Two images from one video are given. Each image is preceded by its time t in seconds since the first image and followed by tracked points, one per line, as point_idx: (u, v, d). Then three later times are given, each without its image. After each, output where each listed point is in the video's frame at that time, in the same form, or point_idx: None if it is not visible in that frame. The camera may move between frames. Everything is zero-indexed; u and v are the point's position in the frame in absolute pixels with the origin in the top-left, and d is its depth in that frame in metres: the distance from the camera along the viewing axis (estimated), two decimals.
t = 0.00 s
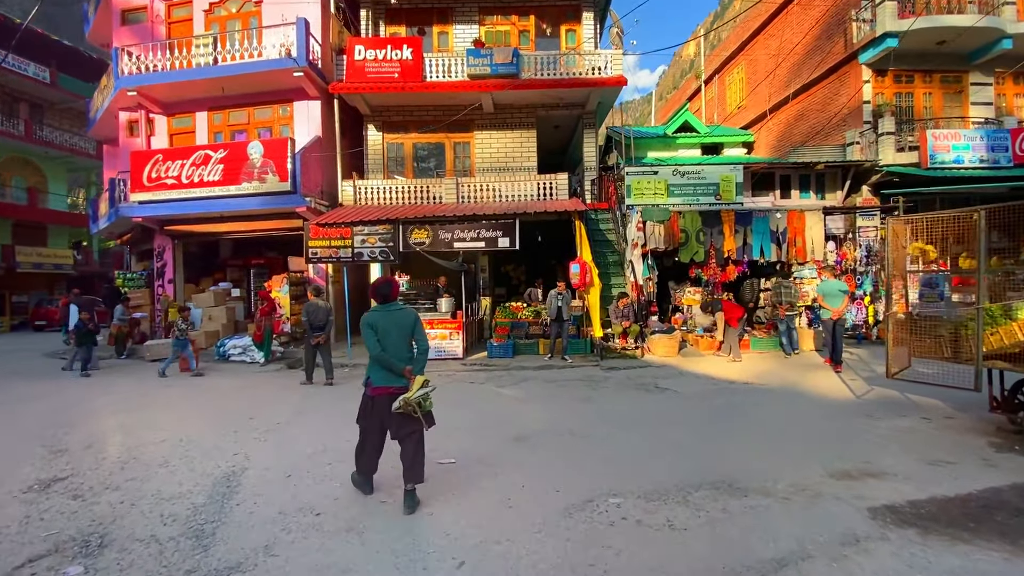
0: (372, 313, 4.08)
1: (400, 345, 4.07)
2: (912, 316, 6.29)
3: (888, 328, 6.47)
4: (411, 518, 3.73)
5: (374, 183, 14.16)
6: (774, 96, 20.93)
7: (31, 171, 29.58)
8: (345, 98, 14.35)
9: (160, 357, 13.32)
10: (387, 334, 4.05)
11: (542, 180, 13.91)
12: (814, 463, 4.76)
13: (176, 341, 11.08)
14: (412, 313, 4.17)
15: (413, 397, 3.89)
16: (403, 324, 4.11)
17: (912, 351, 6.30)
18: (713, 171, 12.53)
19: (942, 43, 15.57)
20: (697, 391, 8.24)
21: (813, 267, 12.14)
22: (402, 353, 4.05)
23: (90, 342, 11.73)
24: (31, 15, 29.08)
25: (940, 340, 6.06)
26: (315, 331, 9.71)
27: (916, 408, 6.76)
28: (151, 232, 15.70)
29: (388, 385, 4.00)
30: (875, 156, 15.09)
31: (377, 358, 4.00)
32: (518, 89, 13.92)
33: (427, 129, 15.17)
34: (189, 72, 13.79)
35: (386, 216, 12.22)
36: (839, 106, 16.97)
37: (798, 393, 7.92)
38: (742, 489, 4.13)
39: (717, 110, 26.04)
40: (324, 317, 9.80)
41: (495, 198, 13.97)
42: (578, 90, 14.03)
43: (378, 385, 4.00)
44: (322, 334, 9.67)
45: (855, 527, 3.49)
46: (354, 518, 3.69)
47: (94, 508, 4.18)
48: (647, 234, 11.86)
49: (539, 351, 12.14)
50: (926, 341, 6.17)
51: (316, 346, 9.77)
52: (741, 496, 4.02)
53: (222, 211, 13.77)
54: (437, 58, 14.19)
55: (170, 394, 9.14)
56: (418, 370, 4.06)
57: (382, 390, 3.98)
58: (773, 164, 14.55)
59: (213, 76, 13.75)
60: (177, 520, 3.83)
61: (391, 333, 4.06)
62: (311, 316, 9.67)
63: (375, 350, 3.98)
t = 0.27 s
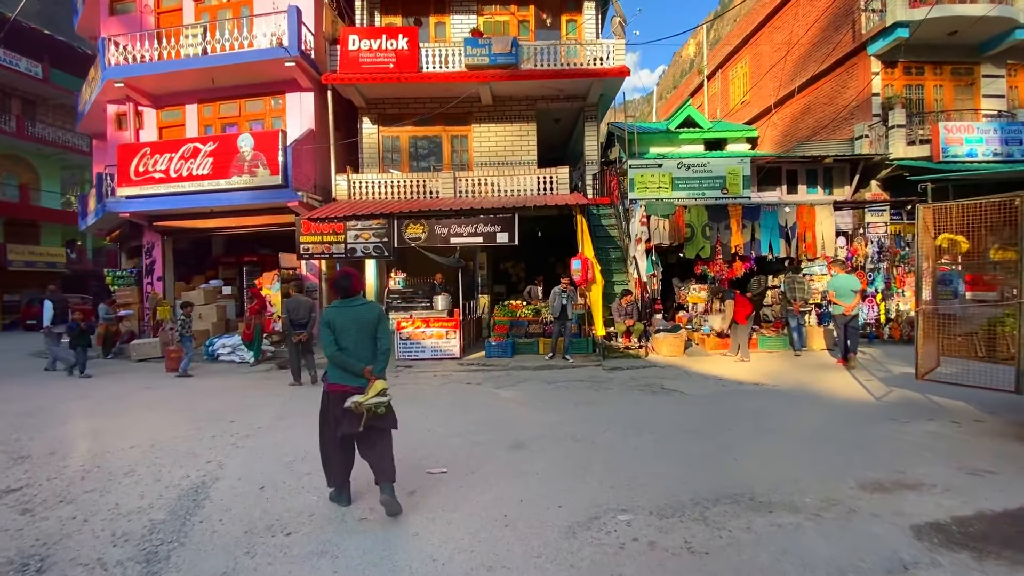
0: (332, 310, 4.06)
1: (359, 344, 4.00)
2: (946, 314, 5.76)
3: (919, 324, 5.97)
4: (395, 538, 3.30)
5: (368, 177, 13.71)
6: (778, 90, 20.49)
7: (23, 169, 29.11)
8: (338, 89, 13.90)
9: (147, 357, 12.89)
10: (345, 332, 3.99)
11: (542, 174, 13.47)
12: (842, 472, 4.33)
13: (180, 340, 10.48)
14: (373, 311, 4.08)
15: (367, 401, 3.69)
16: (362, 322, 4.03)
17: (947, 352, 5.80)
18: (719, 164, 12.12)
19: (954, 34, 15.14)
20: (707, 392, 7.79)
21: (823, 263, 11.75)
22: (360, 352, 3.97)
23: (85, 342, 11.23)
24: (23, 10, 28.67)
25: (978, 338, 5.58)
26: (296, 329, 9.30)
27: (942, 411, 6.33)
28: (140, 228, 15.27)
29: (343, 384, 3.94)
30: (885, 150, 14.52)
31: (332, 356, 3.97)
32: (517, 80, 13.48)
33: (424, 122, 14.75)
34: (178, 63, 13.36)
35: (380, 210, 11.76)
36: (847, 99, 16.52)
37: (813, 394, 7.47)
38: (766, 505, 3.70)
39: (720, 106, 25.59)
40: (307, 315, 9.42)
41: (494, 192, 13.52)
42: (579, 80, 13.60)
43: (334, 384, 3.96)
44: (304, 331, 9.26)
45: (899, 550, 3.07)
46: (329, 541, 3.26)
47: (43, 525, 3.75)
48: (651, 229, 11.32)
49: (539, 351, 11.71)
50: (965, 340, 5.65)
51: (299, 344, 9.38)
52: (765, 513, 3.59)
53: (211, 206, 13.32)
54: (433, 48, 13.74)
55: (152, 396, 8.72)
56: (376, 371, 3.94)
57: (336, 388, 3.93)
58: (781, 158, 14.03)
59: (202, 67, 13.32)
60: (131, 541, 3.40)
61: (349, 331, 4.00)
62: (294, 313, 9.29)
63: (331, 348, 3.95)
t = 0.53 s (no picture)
0: (290, 312, 4.22)
1: (317, 345, 4.17)
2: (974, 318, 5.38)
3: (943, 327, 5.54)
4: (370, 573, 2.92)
5: (361, 174, 13.33)
6: (782, 85, 20.09)
7: (15, 167, 28.61)
8: (331, 83, 13.50)
9: (133, 359, 12.49)
10: (304, 334, 4.17)
11: (540, 171, 13.08)
12: (864, 491, 3.95)
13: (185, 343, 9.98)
14: (331, 313, 4.28)
15: (324, 403, 3.61)
16: (322, 323, 4.22)
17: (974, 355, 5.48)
18: (723, 160, 11.74)
19: (963, 28, 14.72)
20: (713, 398, 7.38)
21: (831, 263, 11.37)
22: (319, 353, 4.15)
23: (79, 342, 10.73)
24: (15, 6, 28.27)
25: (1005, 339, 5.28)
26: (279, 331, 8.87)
27: (965, 420, 5.93)
28: (127, 226, 14.87)
29: (302, 385, 4.07)
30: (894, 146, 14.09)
31: (291, 358, 4.12)
32: (515, 73, 13.08)
33: (419, 118, 14.36)
34: (165, 56, 12.97)
35: (373, 207, 11.35)
36: (853, 94, 16.12)
37: (826, 399, 7.07)
38: (787, 531, 3.32)
39: (722, 103, 25.19)
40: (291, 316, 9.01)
41: (491, 189, 13.11)
42: (579, 74, 13.21)
43: (293, 386, 4.06)
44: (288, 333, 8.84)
45: None
46: None
47: None
48: (654, 227, 10.93)
49: (538, 353, 11.32)
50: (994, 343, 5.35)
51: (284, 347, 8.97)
52: (787, 540, 3.21)
53: (199, 203, 12.91)
54: (429, 41, 13.33)
55: (132, 400, 8.32)
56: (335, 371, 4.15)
57: (295, 389, 4.05)
58: (787, 154, 13.60)
59: (190, 60, 12.92)
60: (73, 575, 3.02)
61: (308, 333, 4.19)
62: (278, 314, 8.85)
63: (290, 349, 4.11)
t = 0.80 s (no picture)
0: (258, 310, 3.98)
1: (286, 348, 3.97)
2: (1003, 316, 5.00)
3: (971, 326, 5.16)
4: None
5: (354, 168, 12.95)
6: (785, 80, 19.71)
7: (7, 164, 28.15)
8: (322, 75, 13.12)
9: (118, 359, 12.14)
10: (272, 336, 3.95)
11: (538, 165, 12.70)
12: (888, 507, 3.59)
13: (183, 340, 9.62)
14: (302, 314, 4.07)
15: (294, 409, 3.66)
16: (291, 325, 4.01)
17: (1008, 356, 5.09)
18: (726, 153, 11.36)
19: (971, 20, 14.32)
20: (717, 400, 7.02)
21: (838, 259, 10.91)
22: (288, 355, 3.96)
23: (74, 343, 10.36)
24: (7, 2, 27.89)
25: None
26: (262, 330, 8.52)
27: (988, 425, 5.57)
28: (115, 223, 14.51)
29: (268, 389, 3.90)
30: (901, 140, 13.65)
31: (258, 360, 3.90)
32: (512, 65, 12.70)
33: (414, 112, 14.00)
34: (151, 47, 12.59)
35: (364, 202, 10.97)
36: (859, 88, 15.73)
37: (836, 402, 6.71)
38: (807, 555, 2.97)
39: (724, 98, 24.82)
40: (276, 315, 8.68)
41: (487, 184, 12.74)
42: (578, 66, 12.83)
43: (258, 390, 3.88)
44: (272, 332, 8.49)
45: None
46: None
47: None
48: (655, 222, 10.58)
49: (535, 353, 10.94)
50: None
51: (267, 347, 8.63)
52: (808, 566, 2.86)
53: (186, 199, 12.55)
54: (423, 32, 12.94)
55: (109, 403, 7.97)
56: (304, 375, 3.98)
57: (261, 394, 3.87)
58: (792, 148, 13.15)
59: (177, 51, 12.54)
60: None
61: (277, 334, 3.97)
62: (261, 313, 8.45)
63: (256, 352, 3.89)
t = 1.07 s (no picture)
0: (218, 307, 3.61)
1: (248, 348, 3.58)
2: None
3: (1009, 330, 4.77)
4: None
5: (345, 164, 12.52)
6: (789, 75, 19.28)
7: None
8: (312, 68, 12.69)
9: (101, 362, 11.74)
10: (233, 335, 3.57)
11: (535, 161, 12.27)
12: (924, 541, 3.19)
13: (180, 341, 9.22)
14: (266, 310, 3.68)
15: (258, 413, 3.39)
16: (253, 322, 3.63)
17: None
18: (731, 148, 10.93)
19: (982, 11, 13.84)
20: (723, 407, 6.61)
21: (848, 258, 10.52)
22: (249, 355, 3.58)
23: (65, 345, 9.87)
24: None
25: None
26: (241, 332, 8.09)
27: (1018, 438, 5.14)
28: (99, 221, 14.10)
29: (230, 394, 3.53)
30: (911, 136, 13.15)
31: (217, 363, 3.53)
32: (508, 57, 12.26)
33: (408, 106, 13.57)
34: (135, 39, 12.16)
35: (353, 199, 10.52)
36: (866, 82, 15.29)
37: (850, 410, 6.28)
38: None
39: (726, 95, 24.40)
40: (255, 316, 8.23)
41: (482, 181, 12.31)
42: (577, 58, 12.38)
43: (218, 394, 3.53)
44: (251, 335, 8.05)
45: None
46: None
47: None
48: (657, 220, 10.16)
49: (531, 355, 10.52)
50: None
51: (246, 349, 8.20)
52: None
53: (171, 195, 12.12)
54: (416, 23, 12.50)
55: (81, 409, 7.55)
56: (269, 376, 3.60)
57: (222, 399, 3.51)
58: (799, 144, 12.65)
59: (162, 43, 12.10)
60: None
61: (237, 334, 3.58)
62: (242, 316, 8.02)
63: (215, 353, 3.52)
